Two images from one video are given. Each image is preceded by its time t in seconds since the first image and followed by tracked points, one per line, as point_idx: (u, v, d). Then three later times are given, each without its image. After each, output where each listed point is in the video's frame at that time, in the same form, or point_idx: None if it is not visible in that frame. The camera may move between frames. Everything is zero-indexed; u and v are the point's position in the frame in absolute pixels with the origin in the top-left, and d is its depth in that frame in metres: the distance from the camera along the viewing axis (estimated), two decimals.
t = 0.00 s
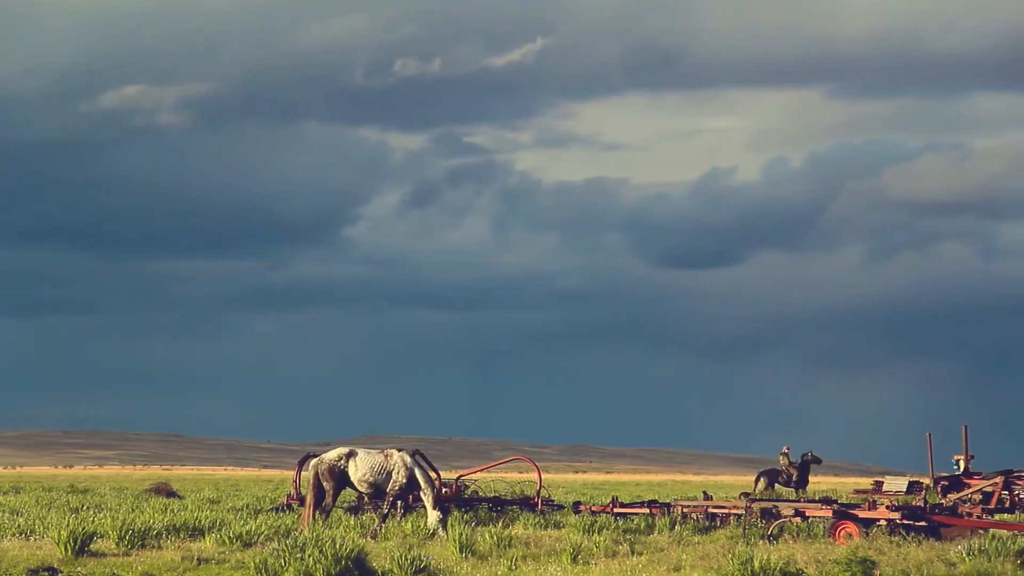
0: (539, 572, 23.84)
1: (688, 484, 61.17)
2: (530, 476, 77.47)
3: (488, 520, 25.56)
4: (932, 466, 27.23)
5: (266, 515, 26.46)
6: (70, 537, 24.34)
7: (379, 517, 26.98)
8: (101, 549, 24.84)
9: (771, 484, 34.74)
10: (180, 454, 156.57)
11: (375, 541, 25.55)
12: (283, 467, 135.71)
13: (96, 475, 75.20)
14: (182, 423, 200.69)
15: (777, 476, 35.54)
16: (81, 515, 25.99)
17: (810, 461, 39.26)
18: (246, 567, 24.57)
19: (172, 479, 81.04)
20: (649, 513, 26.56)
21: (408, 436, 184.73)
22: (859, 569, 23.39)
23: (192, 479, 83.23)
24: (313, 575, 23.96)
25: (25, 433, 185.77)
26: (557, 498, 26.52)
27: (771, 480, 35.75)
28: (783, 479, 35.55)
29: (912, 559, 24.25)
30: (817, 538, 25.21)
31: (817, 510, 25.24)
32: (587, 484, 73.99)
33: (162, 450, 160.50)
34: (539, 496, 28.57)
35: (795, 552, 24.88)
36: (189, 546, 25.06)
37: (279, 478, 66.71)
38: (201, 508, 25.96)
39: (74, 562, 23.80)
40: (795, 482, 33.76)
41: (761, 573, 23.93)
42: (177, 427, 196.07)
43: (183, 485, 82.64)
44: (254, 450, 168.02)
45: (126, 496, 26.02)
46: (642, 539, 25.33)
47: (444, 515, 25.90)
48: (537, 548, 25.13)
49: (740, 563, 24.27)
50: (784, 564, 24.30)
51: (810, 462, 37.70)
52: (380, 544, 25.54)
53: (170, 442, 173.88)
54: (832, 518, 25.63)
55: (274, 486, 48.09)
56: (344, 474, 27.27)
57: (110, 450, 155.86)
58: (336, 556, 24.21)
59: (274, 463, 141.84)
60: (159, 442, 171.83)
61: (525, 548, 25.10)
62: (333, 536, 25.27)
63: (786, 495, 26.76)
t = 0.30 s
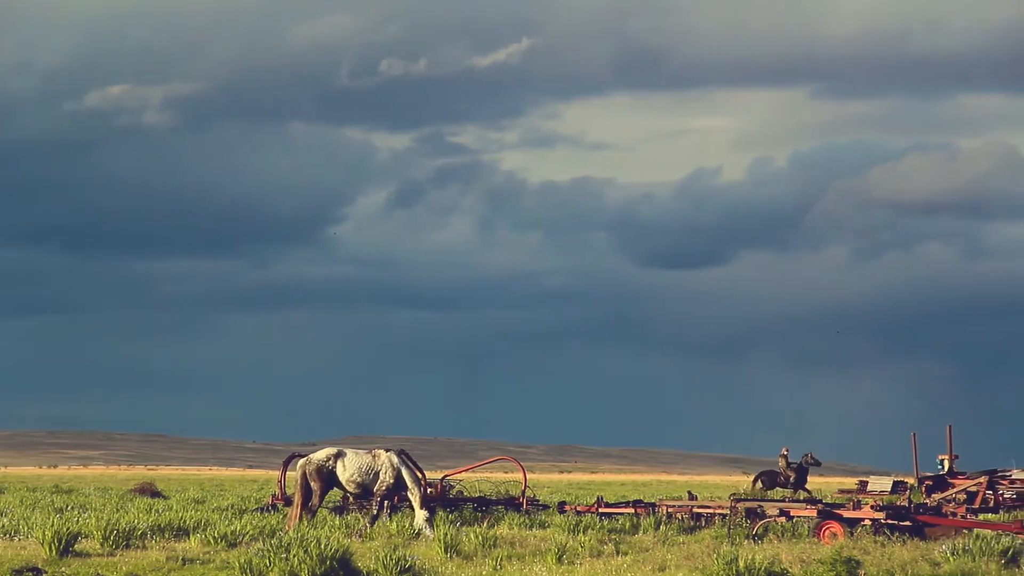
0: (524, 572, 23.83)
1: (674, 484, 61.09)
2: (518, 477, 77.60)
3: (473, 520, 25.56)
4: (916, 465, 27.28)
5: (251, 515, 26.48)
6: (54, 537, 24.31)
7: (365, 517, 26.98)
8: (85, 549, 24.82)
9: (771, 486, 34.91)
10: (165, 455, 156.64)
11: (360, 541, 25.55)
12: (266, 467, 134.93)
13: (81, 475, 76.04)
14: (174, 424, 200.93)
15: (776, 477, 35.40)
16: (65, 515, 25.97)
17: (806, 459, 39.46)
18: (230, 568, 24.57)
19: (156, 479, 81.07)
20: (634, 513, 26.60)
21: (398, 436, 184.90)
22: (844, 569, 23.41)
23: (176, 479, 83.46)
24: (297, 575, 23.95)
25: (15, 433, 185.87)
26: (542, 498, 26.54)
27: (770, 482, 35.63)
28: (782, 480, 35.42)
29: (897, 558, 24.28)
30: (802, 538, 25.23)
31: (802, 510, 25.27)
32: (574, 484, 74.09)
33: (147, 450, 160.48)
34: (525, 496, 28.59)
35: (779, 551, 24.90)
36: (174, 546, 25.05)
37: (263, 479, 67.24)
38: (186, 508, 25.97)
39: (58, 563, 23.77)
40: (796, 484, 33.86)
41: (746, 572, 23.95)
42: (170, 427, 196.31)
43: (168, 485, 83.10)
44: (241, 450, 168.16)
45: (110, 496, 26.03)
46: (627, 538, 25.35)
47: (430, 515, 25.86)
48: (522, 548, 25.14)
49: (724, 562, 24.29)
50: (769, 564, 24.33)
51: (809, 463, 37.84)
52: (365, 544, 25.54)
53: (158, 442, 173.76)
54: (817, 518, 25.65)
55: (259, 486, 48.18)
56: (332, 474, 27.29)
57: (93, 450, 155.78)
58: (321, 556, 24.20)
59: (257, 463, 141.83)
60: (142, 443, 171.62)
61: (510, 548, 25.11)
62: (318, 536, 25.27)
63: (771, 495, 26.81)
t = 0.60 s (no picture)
0: (508, 572, 23.81)
1: (659, 484, 60.74)
2: (503, 477, 77.54)
3: (457, 520, 25.56)
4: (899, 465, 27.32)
5: (234, 515, 26.47)
6: (36, 537, 24.26)
7: (349, 517, 26.96)
8: (68, 550, 24.76)
9: (769, 487, 35.06)
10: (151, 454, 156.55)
11: (344, 541, 25.53)
12: (252, 467, 134.71)
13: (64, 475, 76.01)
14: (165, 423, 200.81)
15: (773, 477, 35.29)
16: (48, 515, 25.93)
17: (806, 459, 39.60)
18: (213, 567, 24.54)
19: (139, 479, 80.85)
20: (617, 513, 26.66)
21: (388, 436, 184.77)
22: (827, 569, 23.41)
23: (159, 479, 83.26)
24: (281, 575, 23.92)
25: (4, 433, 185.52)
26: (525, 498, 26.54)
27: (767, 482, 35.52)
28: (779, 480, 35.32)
29: (880, 558, 24.29)
30: (785, 538, 25.22)
31: (785, 510, 25.31)
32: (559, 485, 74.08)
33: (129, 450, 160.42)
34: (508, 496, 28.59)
35: (762, 551, 24.91)
36: (157, 547, 25.01)
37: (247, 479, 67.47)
38: (169, 508, 25.94)
39: (40, 563, 23.71)
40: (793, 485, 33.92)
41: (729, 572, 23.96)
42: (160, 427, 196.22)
43: (151, 485, 83.12)
44: (223, 450, 167.94)
45: (93, 496, 25.99)
46: (610, 538, 25.35)
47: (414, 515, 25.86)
48: (506, 548, 25.14)
49: (707, 562, 24.30)
50: (752, 563, 24.34)
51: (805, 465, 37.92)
52: (349, 544, 25.52)
53: (147, 443, 173.61)
54: (800, 518, 25.67)
55: (242, 486, 48.01)
56: (317, 475, 27.30)
57: (76, 450, 155.52)
58: (304, 556, 24.17)
59: (243, 463, 141.70)
60: (126, 443, 171.46)
61: (494, 547, 25.11)
62: (301, 536, 25.25)
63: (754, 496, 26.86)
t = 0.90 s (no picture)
0: (493, 572, 23.81)
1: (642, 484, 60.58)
2: (489, 477, 77.33)
3: (442, 520, 25.56)
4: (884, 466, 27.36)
5: (219, 515, 26.49)
6: (21, 537, 24.21)
7: (335, 517, 26.95)
8: (53, 550, 24.72)
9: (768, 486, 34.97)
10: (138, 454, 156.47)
11: (330, 541, 25.53)
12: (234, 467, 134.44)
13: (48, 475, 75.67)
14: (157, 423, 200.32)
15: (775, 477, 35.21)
16: (33, 515, 25.88)
17: (810, 460, 39.53)
18: (198, 567, 24.52)
19: (123, 480, 80.76)
20: (603, 514, 26.81)
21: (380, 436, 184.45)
22: (812, 568, 23.42)
23: (143, 479, 82.82)
24: (266, 575, 23.90)
25: None
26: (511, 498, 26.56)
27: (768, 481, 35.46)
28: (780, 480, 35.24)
29: (865, 558, 24.30)
30: (770, 538, 25.22)
31: (771, 510, 25.36)
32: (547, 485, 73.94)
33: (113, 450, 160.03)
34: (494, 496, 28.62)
35: (748, 551, 24.92)
36: (142, 547, 25.00)
37: (232, 479, 67.02)
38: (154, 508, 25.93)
39: (25, 563, 23.66)
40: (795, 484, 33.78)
41: (714, 572, 23.96)
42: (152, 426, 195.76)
43: (136, 485, 82.17)
44: (207, 450, 167.40)
45: (78, 496, 25.96)
46: (596, 538, 25.36)
47: (400, 515, 25.87)
48: (491, 548, 25.15)
49: (693, 562, 24.32)
50: (738, 563, 24.35)
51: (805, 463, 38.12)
52: (335, 544, 25.51)
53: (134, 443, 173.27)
54: (785, 518, 25.71)
55: (229, 485, 48.14)
56: (304, 474, 27.29)
57: (61, 450, 155.11)
58: (290, 556, 24.14)
59: (229, 463, 141.45)
60: (109, 443, 170.90)
61: (479, 547, 25.12)
62: (287, 536, 25.25)
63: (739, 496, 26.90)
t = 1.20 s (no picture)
0: (477, 572, 23.80)
1: (626, 484, 60.13)
2: (475, 477, 77.31)
3: (426, 520, 25.54)
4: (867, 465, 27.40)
5: (202, 515, 26.55)
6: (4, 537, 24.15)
7: (319, 517, 27.00)
8: (36, 550, 24.65)
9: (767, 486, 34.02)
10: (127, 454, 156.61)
11: (313, 541, 25.54)
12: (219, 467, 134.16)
13: (31, 475, 76.00)
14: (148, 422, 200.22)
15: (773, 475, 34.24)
16: (15, 515, 25.84)
17: (808, 460, 39.33)
18: (182, 567, 24.50)
19: (109, 480, 81.00)
20: (587, 515, 27.09)
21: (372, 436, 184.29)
22: (795, 568, 23.42)
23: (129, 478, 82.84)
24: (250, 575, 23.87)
25: None
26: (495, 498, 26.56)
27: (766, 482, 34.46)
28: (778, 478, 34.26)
29: (848, 558, 24.31)
30: (754, 538, 25.22)
31: (754, 509, 25.41)
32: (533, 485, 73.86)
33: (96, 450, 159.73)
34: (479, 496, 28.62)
35: (731, 551, 24.91)
36: (125, 546, 24.97)
37: (216, 478, 67.22)
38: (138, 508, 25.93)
39: (7, 564, 23.59)
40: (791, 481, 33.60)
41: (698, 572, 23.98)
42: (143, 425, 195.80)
43: (119, 484, 82.00)
44: (189, 450, 167.25)
45: (61, 497, 25.93)
46: (580, 538, 25.37)
47: (384, 515, 25.88)
48: (475, 547, 25.15)
49: (677, 562, 24.33)
50: (721, 563, 24.35)
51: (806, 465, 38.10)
52: (318, 544, 25.52)
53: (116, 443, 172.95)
54: (769, 518, 25.75)
55: (212, 485, 48.22)
56: (290, 475, 27.30)
57: (47, 450, 154.98)
58: (273, 556, 24.12)
59: (211, 463, 140.89)
60: (93, 443, 170.43)
61: (463, 547, 25.12)
62: (271, 536, 25.24)
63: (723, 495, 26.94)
